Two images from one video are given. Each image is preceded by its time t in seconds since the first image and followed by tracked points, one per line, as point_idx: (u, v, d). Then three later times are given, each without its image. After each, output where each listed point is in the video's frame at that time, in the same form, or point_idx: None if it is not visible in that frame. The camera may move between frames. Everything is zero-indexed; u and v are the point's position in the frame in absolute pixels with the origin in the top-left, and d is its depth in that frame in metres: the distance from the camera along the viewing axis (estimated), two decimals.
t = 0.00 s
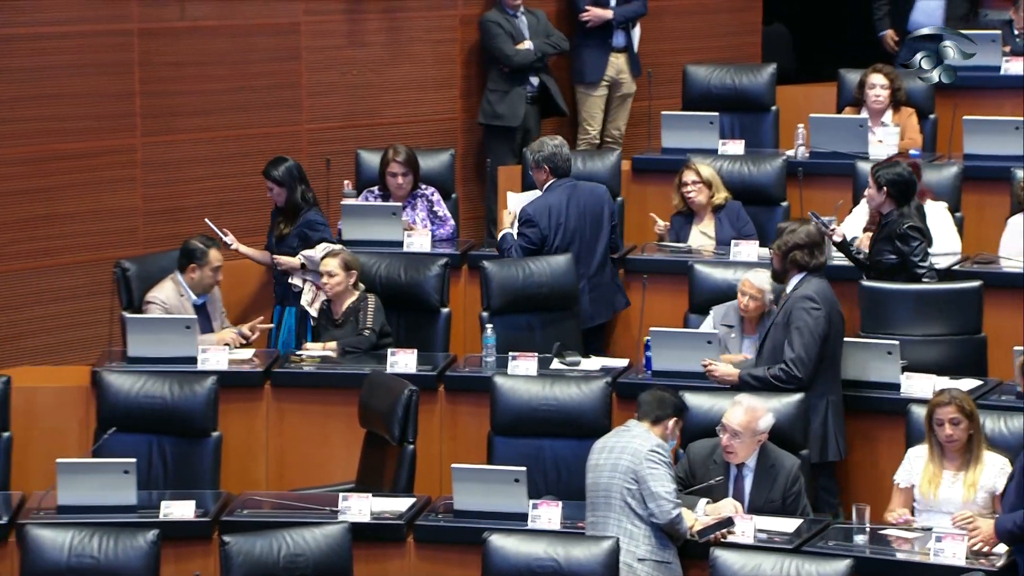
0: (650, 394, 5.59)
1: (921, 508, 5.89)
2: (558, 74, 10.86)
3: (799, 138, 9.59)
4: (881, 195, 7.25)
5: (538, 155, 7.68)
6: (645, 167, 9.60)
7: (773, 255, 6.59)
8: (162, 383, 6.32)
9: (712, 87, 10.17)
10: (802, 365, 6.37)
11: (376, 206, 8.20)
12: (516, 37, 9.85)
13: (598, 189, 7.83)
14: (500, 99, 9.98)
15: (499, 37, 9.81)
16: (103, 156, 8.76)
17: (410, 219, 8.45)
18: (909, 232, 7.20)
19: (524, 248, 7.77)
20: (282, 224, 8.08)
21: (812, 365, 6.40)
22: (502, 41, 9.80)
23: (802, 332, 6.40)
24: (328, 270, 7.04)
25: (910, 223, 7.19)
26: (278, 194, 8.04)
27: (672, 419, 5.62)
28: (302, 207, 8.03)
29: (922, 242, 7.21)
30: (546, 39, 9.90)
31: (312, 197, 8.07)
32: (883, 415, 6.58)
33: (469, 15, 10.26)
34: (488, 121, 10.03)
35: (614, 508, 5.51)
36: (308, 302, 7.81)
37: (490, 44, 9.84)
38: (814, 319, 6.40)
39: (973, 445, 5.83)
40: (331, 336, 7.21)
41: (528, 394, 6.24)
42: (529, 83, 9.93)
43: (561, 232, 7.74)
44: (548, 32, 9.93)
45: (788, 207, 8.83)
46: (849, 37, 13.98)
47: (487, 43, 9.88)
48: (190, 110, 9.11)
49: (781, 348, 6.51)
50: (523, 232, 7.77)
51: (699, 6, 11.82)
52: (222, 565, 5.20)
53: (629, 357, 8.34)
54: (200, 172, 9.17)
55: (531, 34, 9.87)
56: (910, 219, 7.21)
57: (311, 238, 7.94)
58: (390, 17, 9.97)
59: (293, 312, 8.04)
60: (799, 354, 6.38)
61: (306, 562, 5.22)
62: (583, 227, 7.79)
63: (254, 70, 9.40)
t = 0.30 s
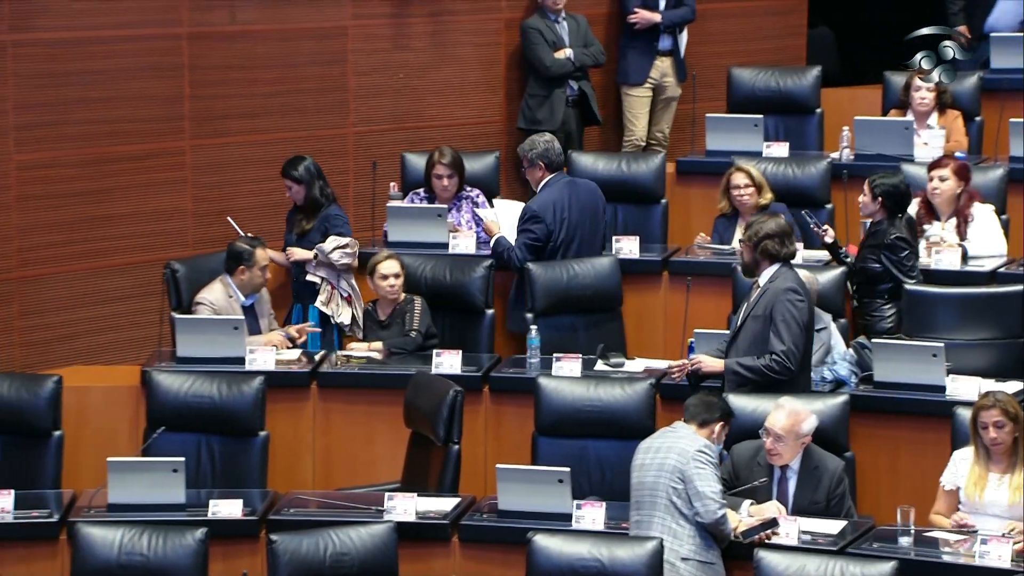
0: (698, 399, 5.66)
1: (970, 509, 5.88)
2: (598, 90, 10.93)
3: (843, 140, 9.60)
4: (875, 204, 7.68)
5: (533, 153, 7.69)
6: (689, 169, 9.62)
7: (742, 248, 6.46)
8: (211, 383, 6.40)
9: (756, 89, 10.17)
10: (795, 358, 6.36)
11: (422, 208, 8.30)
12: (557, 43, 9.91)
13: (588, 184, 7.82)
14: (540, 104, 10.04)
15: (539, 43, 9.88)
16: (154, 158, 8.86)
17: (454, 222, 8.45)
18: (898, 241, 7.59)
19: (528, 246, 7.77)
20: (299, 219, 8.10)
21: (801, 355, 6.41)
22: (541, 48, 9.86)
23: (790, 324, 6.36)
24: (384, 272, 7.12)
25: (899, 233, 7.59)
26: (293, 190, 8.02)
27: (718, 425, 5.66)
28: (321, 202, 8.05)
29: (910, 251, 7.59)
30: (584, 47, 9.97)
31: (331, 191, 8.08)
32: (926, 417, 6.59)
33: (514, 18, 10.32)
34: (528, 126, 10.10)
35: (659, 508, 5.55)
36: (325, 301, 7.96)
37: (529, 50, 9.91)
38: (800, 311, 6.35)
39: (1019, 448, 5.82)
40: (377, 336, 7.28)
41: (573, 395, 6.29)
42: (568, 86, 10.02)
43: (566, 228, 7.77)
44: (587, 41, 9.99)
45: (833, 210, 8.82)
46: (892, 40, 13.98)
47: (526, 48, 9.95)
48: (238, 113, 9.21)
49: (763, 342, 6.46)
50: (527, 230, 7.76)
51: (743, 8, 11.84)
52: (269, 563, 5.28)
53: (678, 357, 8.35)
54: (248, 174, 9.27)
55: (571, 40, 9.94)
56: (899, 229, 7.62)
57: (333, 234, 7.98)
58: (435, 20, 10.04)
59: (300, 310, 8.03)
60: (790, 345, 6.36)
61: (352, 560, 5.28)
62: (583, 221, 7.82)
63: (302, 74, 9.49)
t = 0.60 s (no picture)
0: (730, 395, 5.68)
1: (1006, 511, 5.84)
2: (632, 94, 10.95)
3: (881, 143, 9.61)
4: (854, 194, 7.96)
5: (533, 154, 7.78)
6: (727, 171, 9.65)
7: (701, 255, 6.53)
8: (251, 383, 6.47)
9: (794, 91, 10.19)
10: (760, 366, 6.42)
11: (461, 210, 8.35)
12: (590, 48, 10.00)
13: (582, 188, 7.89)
14: (573, 108, 10.09)
15: (572, 47, 9.96)
16: (197, 160, 8.95)
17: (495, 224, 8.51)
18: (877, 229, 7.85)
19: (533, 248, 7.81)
20: (307, 220, 8.14)
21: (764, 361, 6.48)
22: (574, 53, 9.95)
23: (748, 331, 6.42)
24: (421, 273, 7.19)
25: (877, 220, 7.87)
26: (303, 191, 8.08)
27: (752, 419, 5.70)
28: (333, 202, 8.09)
29: (887, 237, 7.85)
30: (618, 52, 10.03)
31: (342, 193, 8.12)
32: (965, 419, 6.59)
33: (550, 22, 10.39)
34: (562, 130, 10.13)
35: (696, 511, 5.58)
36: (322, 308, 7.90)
37: (563, 54, 10.00)
38: (757, 319, 6.41)
39: None
40: (416, 337, 7.35)
41: (610, 397, 6.32)
42: (602, 90, 10.05)
43: (569, 229, 7.83)
44: (620, 46, 10.04)
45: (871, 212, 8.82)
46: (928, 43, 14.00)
47: (559, 52, 10.04)
48: (279, 116, 9.30)
49: (726, 349, 6.53)
50: (532, 232, 7.80)
51: (781, 11, 11.86)
52: (309, 562, 5.33)
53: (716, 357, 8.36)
54: (288, 176, 9.36)
55: (605, 45, 10.00)
56: (875, 217, 7.92)
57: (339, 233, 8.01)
58: (474, 24, 10.12)
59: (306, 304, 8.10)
60: (752, 353, 6.43)
61: (391, 560, 5.34)
62: (582, 222, 7.89)
63: (343, 77, 9.57)
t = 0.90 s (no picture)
0: (753, 394, 5.72)
1: None
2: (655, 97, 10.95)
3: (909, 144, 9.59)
4: (814, 202, 8.04)
5: (530, 151, 7.98)
6: (756, 173, 9.66)
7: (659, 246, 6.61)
8: (282, 383, 6.53)
9: (822, 93, 10.20)
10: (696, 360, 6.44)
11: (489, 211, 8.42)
12: (614, 52, 10.06)
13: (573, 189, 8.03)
14: (596, 111, 10.12)
15: (596, 51, 10.00)
16: (229, 162, 9.03)
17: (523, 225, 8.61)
18: (840, 237, 7.99)
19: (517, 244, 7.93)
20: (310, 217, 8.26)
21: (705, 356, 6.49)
22: (598, 56, 9.98)
23: (690, 324, 6.45)
24: (450, 274, 7.23)
25: (837, 230, 7.99)
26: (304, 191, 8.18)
27: (776, 415, 5.74)
28: (335, 202, 8.19)
29: (847, 246, 8.00)
30: (641, 55, 10.08)
31: (344, 192, 8.22)
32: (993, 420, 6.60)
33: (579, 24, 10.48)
34: (585, 133, 10.14)
35: (721, 512, 5.61)
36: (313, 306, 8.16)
37: (586, 57, 10.03)
38: (699, 313, 6.43)
39: None
40: (445, 338, 7.41)
41: (637, 397, 6.36)
42: (625, 92, 10.11)
43: (559, 226, 7.98)
44: (644, 48, 10.09)
45: (898, 213, 8.84)
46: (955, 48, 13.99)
47: (583, 56, 10.07)
48: (309, 118, 9.37)
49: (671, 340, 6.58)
50: (521, 224, 7.93)
51: (810, 13, 11.89)
52: (339, 562, 5.38)
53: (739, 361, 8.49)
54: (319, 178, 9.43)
55: (627, 48, 10.07)
56: (836, 225, 8.03)
57: (338, 233, 8.12)
58: (503, 27, 10.20)
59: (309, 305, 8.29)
60: (690, 346, 6.45)
61: (420, 558, 5.39)
62: (572, 221, 8.05)
63: (373, 79, 9.64)
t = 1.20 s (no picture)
0: (783, 398, 5.77)
1: None
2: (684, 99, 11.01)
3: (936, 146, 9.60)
4: (776, 194, 8.02)
5: (522, 152, 8.08)
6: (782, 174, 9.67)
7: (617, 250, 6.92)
8: (311, 382, 6.60)
9: (849, 95, 10.23)
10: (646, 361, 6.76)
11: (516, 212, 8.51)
12: (641, 55, 10.08)
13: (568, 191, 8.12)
14: (623, 114, 10.18)
15: (623, 55, 10.02)
16: (259, 163, 9.11)
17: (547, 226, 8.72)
18: (805, 228, 8.01)
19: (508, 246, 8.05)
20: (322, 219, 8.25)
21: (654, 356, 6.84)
22: (626, 60, 10.00)
23: (642, 326, 6.79)
24: (466, 277, 7.28)
25: (803, 220, 8.01)
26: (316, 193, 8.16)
27: (805, 420, 5.77)
28: (346, 205, 8.16)
29: (814, 234, 8.03)
30: (668, 58, 10.11)
31: (357, 195, 8.18)
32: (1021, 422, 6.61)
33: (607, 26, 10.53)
34: (613, 136, 10.22)
35: (748, 511, 5.64)
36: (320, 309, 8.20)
37: (615, 62, 10.04)
38: (653, 315, 6.77)
39: None
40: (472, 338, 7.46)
41: (664, 398, 6.40)
42: (652, 95, 10.15)
43: (548, 224, 8.02)
44: (670, 51, 10.12)
45: (924, 215, 8.85)
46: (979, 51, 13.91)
47: (610, 60, 10.08)
48: (338, 120, 9.43)
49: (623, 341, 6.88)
50: (511, 225, 8.02)
51: (837, 14, 11.90)
52: (368, 560, 5.44)
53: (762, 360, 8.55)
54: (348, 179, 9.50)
55: (654, 52, 10.09)
56: (801, 216, 8.04)
57: (345, 237, 8.08)
58: (530, 29, 10.25)
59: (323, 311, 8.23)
60: (641, 347, 6.79)
61: (447, 557, 5.44)
62: (563, 220, 8.08)
63: (401, 81, 9.70)
